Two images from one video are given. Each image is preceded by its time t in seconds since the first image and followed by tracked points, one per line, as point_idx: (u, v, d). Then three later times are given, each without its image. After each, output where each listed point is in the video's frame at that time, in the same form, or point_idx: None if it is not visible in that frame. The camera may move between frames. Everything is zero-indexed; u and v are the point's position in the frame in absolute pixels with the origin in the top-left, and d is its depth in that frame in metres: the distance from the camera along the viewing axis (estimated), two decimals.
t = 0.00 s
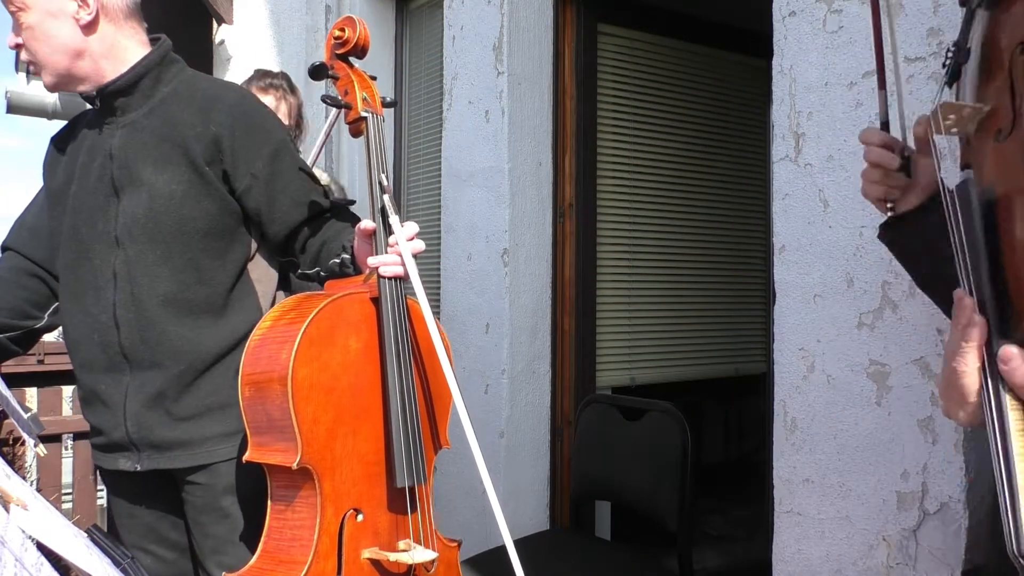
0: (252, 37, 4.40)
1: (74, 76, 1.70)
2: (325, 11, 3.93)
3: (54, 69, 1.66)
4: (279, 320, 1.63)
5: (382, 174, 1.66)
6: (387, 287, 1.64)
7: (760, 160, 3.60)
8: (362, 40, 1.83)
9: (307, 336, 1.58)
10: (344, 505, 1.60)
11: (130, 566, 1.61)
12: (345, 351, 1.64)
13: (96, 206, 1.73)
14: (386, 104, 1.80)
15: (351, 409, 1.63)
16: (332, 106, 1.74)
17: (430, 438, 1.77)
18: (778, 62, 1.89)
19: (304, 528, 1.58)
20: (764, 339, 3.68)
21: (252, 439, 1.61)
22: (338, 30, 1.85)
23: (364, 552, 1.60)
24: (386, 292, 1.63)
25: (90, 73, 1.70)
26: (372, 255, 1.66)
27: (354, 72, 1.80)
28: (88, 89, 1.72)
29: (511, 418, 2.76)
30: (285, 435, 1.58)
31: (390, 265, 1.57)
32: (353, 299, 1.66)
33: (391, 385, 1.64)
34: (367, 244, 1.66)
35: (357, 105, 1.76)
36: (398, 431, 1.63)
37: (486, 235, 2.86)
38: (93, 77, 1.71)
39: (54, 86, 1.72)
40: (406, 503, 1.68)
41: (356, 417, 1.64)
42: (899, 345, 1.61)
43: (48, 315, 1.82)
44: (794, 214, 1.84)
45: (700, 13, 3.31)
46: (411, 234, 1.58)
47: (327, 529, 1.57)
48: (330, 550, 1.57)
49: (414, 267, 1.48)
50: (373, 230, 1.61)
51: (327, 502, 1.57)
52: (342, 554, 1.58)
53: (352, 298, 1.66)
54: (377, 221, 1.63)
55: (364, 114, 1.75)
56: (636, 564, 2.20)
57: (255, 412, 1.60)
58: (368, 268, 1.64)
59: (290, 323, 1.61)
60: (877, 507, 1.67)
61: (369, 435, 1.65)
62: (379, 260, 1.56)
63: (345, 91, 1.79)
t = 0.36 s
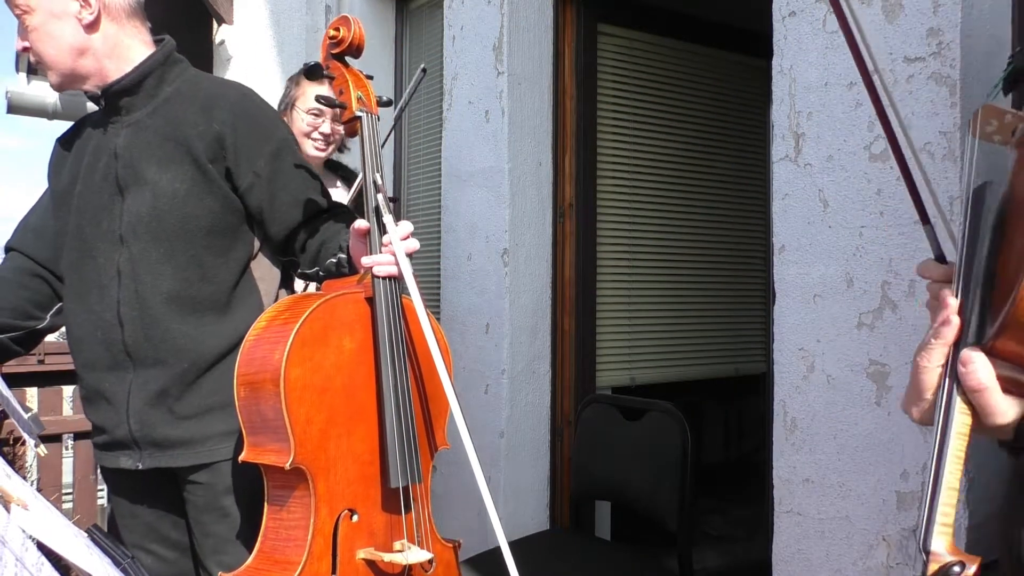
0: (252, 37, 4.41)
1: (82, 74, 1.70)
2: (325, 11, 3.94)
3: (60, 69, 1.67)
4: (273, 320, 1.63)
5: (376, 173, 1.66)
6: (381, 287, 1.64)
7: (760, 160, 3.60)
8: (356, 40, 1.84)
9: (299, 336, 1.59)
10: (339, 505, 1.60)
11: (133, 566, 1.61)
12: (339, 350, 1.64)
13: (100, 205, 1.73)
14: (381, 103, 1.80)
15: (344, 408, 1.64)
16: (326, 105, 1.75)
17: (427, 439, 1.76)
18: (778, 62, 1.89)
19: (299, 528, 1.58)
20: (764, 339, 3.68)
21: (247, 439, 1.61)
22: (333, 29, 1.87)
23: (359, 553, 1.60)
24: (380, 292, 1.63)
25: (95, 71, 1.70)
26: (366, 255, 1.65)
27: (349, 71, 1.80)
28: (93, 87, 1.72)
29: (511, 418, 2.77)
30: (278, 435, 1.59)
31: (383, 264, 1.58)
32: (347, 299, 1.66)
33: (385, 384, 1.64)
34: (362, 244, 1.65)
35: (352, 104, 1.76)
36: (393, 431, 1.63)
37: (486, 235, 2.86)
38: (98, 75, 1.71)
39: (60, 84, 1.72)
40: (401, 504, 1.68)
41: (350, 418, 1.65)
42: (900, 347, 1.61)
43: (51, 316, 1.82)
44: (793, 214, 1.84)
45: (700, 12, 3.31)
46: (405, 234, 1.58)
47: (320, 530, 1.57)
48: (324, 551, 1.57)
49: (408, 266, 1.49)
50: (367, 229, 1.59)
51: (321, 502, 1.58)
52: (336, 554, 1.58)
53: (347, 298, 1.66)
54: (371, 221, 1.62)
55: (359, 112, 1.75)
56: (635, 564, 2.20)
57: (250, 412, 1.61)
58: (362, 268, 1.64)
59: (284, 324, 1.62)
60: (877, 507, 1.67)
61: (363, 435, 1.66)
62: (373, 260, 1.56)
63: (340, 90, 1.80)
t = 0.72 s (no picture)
0: (253, 37, 4.41)
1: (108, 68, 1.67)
2: (325, 12, 3.95)
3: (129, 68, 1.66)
4: (274, 319, 1.64)
5: (376, 174, 1.66)
6: (381, 286, 1.65)
7: (760, 161, 3.60)
8: (356, 42, 1.85)
9: (299, 336, 1.59)
10: (339, 503, 1.59)
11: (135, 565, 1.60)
12: (339, 350, 1.65)
13: (105, 195, 1.72)
14: (382, 105, 1.80)
15: (345, 407, 1.64)
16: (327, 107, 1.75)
17: (427, 439, 1.76)
18: (778, 63, 1.89)
19: (300, 526, 1.57)
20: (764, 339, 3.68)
21: (249, 438, 1.62)
22: (333, 32, 1.88)
23: (359, 551, 1.59)
24: (379, 291, 1.63)
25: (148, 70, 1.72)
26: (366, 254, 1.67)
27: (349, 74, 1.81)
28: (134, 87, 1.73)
29: (511, 418, 2.77)
30: (278, 433, 1.59)
31: (383, 264, 1.58)
32: (348, 298, 1.67)
33: (385, 382, 1.64)
34: (361, 244, 1.67)
35: (352, 106, 1.76)
36: (393, 429, 1.63)
37: (486, 235, 2.86)
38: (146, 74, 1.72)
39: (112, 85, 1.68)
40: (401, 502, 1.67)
41: (351, 416, 1.65)
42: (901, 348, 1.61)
43: (48, 320, 1.81)
44: (793, 214, 1.84)
45: (700, 12, 3.31)
46: (405, 234, 1.59)
47: (321, 527, 1.56)
48: (325, 548, 1.56)
49: (408, 266, 1.49)
50: (367, 230, 1.60)
51: (322, 500, 1.57)
52: (337, 552, 1.57)
53: (347, 297, 1.67)
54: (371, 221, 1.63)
55: (359, 115, 1.75)
56: (635, 564, 2.20)
57: (252, 411, 1.61)
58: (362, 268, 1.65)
59: (284, 323, 1.62)
60: (877, 507, 1.67)
61: (362, 434, 1.65)
62: (372, 260, 1.57)
63: (340, 93, 1.80)
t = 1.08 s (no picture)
0: (253, 37, 4.41)
1: (132, 76, 1.66)
2: (325, 11, 3.97)
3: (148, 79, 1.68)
4: (290, 318, 1.64)
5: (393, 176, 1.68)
6: (396, 286, 1.65)
7: (760, 160, 3.60)
8: (376, 52, 1.83)
9: (317, 333, 1.58)
10: (352, 499, 1.59)
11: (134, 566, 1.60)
12: (355, 347, 1.65)
13: (113, 196, 1.72)
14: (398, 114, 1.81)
15: (360, 404, 1.64)
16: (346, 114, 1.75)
17: (438, 438, 1.77)
18: (778, 63, 1.90)
19: (314, 520, 1.57)
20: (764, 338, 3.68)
21: (263, 433, 1.62)
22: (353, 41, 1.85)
23: (370, 547, 1.58)
24: (395, 290, 1.64)
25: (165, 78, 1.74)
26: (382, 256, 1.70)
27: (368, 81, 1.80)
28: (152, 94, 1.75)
29: (511, 417, 2.78)
30: (296, 428, 1.59)
31: (399, 267, 1.57)
32: (365, 297, 1.67)
33: (399, 380, 1.64)
34: (378, 245, 1.69)
35: (371, 112, 1.76)
36: (407, 427, 1.64)
37: (486, 235, 2.87)
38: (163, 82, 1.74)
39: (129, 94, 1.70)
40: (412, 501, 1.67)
41: (365, 413, 1.65)
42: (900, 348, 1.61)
43: (46, 317, 1.81)
44: (793, 214, 1.85)
45: (700, 13, 3.32)
46: (420, 236, 1.59)
47: (335, 522, 1.56)
48: (337, 544, 1.55)
49: (424, 268, 1.48)
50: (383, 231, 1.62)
51: (336, 495, 1.57)
52: (349, 549, 1.56)
53: (364, 296, 1.67)
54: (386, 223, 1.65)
55: (377, 121, 1.75)
56: (635, 564, 2.20)
57: (268, 407, 1.61)
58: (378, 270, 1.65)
59: (300, 321, 1.62)
60: (877, 506, 1.67)
61: (375, 432, 1.65)
62: (389, 261, 1.57)
63: (359, 100, 1.80)
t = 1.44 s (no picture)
0: (253, 36, 4.42)
1: (129, 84, 1.67)
2: (326, 12, 4.01)
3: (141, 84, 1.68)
4: (299, 319, 1.64)
5: (406, 174, 1.66)
6: (407, 287, 1.65)
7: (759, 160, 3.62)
8: (392, 46, 1.83)
9: (323, 335, 1.59)
10: (357, 504, 1.59)
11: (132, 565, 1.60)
12: (363, 349, 1.65)
13: (135, 208, 1.75)
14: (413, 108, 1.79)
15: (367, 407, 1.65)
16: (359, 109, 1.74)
17: (448, 441, 1.76)
18: (777, 63, 1.89)
19: (318, 524, 1.57)
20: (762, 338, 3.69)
21: (271, 434, 1.63)
22: (369, 34, 1.85)
23: (375, 552, 1.59)
24: (405, 292, 1.64)
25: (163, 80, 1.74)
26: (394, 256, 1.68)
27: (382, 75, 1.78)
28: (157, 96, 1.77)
29: (511, 416, 2.79)
30: (299, 432, 1.59)
31: (410, 267, 1.59)
32: (375, 298, 1.67)
33: (407, 384, 1.64)
34: (389, 245, 1.68)
35: (384, 107, 1.75)
36: (414, 431, 1.64)
37: (486, 235, 2.87)
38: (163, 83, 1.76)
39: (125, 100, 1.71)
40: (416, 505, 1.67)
41: (372, 416, 1.65)
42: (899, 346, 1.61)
43: (50, 317, 1.81)
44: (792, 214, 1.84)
45: (700, 12, 3.32)
46: (432, 236, 1.59)
47: (339, 528, 1.56)
48: (340, 548, 1.56)
49: (434, 268, 1.48)
50: (396, 231, 1.62)
51: (341, 501, 1.57)
52: (352, 554, 1.57)
53: (374, 298, 1.67)
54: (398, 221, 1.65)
55: (391, 117, 1.74)
56: (633, 564, 2.21)
57: (275, 408, 1.62)
58: (389, 269, 1.65)
59: (308, 323, 1.62)
60: (877, 506, 1.67)
61: (383, 435, 1.66)
62: (400, 262, 1.58)
63: (373, 93, 1.79)
